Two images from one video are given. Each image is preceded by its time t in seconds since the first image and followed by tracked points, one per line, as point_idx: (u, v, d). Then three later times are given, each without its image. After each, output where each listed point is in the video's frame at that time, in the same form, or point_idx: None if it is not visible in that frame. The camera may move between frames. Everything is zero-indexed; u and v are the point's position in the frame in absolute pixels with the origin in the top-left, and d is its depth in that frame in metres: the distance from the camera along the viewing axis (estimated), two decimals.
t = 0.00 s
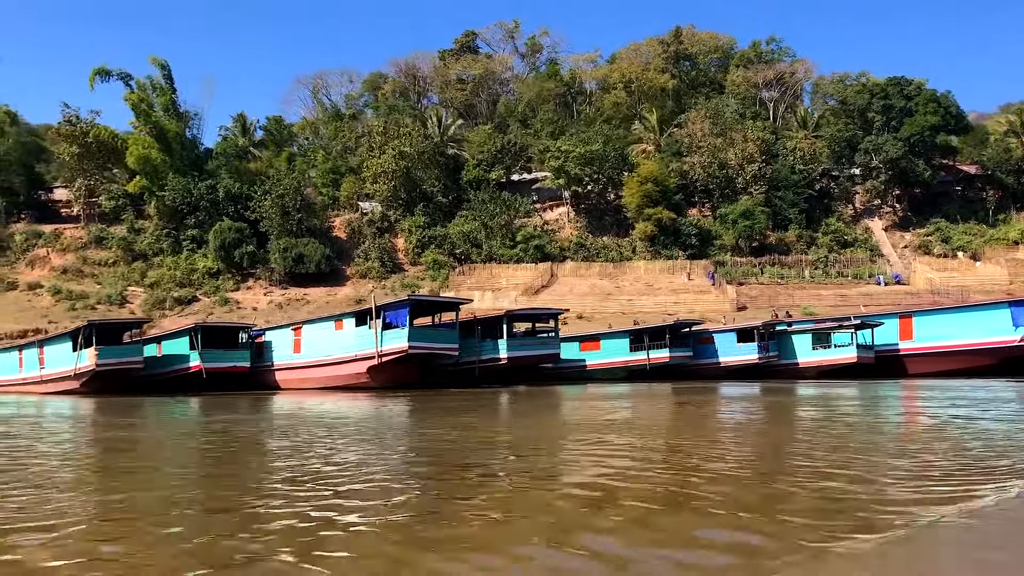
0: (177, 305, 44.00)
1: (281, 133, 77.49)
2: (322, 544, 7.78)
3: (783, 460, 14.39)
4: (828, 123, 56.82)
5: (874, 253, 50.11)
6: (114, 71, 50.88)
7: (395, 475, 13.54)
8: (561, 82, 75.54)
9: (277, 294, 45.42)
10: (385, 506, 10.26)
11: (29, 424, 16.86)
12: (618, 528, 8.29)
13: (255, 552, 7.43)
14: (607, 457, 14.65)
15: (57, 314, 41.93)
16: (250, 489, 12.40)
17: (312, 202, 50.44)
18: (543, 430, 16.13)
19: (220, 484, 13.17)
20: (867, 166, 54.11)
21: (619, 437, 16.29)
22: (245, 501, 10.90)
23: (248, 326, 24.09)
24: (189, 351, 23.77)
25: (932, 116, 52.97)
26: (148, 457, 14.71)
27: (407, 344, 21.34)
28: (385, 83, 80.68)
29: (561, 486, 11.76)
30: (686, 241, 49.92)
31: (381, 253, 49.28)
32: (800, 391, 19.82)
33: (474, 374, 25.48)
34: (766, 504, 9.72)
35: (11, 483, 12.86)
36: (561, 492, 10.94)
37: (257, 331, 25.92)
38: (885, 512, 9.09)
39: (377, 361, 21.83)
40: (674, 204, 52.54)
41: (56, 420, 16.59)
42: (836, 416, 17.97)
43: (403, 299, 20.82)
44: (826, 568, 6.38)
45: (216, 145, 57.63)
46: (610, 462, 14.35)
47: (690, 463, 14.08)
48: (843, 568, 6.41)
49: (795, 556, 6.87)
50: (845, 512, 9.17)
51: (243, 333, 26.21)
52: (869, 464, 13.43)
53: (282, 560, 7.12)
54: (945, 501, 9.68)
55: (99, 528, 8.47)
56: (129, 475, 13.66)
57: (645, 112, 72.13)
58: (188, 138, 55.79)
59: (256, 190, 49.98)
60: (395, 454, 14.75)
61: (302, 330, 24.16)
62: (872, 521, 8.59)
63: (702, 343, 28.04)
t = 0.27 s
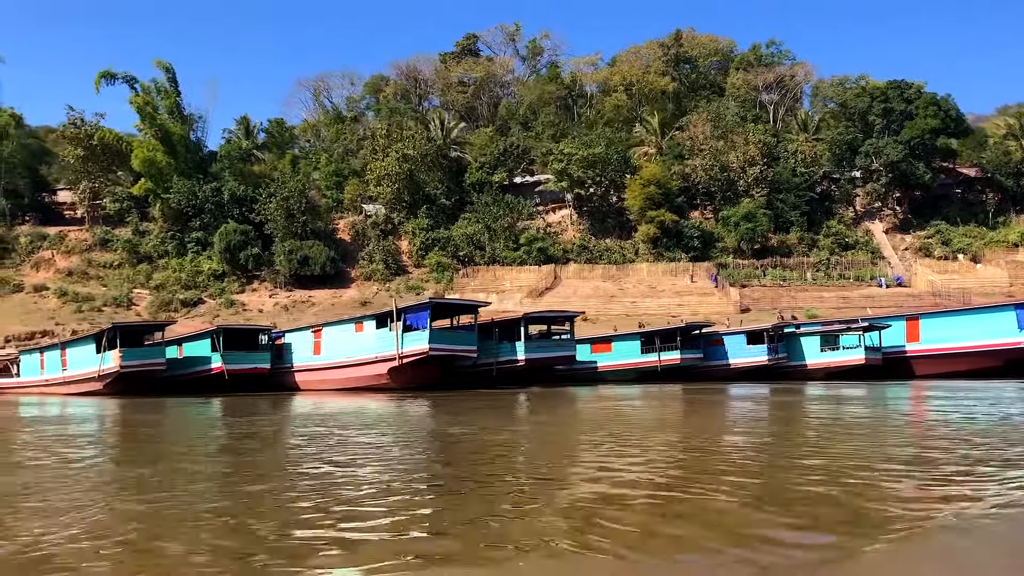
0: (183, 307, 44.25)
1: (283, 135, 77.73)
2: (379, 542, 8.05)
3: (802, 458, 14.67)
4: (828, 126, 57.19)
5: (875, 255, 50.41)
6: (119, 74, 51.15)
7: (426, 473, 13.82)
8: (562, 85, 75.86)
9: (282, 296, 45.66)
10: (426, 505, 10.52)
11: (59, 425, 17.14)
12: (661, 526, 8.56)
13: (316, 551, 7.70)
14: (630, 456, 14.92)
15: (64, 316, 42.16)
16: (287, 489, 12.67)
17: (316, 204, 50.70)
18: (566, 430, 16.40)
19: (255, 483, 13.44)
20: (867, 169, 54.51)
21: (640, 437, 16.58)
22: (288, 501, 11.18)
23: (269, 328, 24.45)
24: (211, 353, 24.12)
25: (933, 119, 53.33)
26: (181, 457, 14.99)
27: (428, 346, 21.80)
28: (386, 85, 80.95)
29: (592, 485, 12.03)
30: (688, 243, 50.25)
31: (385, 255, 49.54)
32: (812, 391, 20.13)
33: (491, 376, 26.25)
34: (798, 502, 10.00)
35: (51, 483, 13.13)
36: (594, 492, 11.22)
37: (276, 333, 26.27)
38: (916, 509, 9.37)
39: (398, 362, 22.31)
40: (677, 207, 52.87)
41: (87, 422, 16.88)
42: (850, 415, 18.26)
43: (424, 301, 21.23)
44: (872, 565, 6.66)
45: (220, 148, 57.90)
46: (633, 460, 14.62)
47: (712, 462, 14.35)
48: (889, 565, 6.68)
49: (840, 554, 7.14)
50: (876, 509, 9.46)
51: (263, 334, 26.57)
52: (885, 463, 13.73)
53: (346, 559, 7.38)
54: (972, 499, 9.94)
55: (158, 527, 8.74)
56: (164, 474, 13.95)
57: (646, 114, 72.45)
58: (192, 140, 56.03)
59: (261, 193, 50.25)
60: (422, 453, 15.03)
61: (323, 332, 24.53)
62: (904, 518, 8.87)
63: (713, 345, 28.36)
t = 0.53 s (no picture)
0: (187, 307, 44.57)
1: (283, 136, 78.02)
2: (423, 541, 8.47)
3: (813, 454, 15.09)
4: (826, 129, 57.70)
5: (873, 257, 50.89)
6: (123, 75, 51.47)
7: (449, 469, 14.23)
8: (561, 87, 76.28)
9: (286, 296, 45.96)
10: (458, 504, 10.95)
11: (86, 425, 17.56)
12: (689, 524, 9.00)
13: (365, 551, 8.11)
14: (646, 454, 15.34)
15: (69, 316, 42.39)
16: (317, 486, 13.08)
17: (319, 205, 51.04)
18: (582, 429, 16.82)
19: (284, 478, 13.84)
20: (865, 172, 55.05)
21: (654, 435, 17.00)
22: (323, 501, 11.59)
23: (288, 329, 24.91)
24: (231, 353, 24.52)
25: (930, 122, 53.83)
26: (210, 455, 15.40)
27: (447, 346, 22.28)
28: (386, 87, 81.33)
29: (613, 484, 12.46)
30: (688, 244, 50.71)
31: (387, 256, 49.89)
32: (819, 391, 20.55)
33: (507, 375, 26.75)
34: (817, 498, 10.44)
35: (87, 481, 13.55)
36: (618, 491, 11.65)
37: (294, 334, 26.69)
38: (929, 506, 9.80)
39: (417, 362, 22.78)
40: (676, 209, 53.30)
41: (114, 422, 17.30)
42: (858, 413, 18.66)
43: (443, 302, 21.73)
44: (895, 562, 7.09)
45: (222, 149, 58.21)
46: (649, 458, 15.04)
47: (725, 459, 14.78)
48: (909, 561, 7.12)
49: (863, 551, 7.57)
50: (890, 506, 9.90)
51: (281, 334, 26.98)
52: (896, 460, 14.11)
53: (395, 559, 7.81)
54: (983, 497, 10.38)
55: (209, 528, 9.16)
56: (194, 471, 14.36)
57: (645, 116, 72.90)
58: (195, 142, 56.36)
59: (264, 195, 50.59)
60: (444, 450, 15.45)
61: (340, 333, 24.95)
62: (919, 515, 9.31)
63: (720, 345, 28.77)
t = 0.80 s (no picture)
0: (188, 305, 44.78)
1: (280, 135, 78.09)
2: (462, 535, 8.79)
3: (823, 450, 15.43)
4: (823, 130, 58.14)
5: (869, 259, 51.29)
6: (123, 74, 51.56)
7: (470, 463, 14.56)
8: (558, 88, 76.60)
9: (286, 295, 46.17)
10: (485, 500, 11.25)
11: (107, 422, 17.83)
12: (716, 520, 9.30)
13: (406, 545, 8.38)
14: (660, 448, 15.68)
15: (71, 314, 42.51)
16: (343, 479, 13.40)
17: (319, 204, 51.24)
18: (595, 427, 17.14)
19: (308, 470, 14.15)
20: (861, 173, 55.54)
21: (665, 431, 17.33)
22: (351, 496, 11.89)
23: (302, 328, 25.28)
24: (246, 350, 24.90)
25: (926, 125, 54.29)
26: (233, 449, 15.69)
27: (461, 345, 22.59)
28: (383, 86, 81.55)
29: (632, 480, 12.76)
30: (686, 245, 51.13)
31: (387, 255, 50.13)
32: (825, 390, 20.91)
33: (518, 374, 27.30)
34: (834, 495, 10.78)
35: (114, 475, 13.81)
36: (639, 487, 11.98)
37: (308, 332, 27.03)
38: (944, 503, 10.14)
39: (431, 361, 23.13)
40: (674, 209, 53.66)
41: (135, 419, 17.59)
42: (865, 411, 19.01)
43: (458, 302, 22.16)
44: (920, 563, 7.43)
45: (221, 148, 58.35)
46: (663, 454, 15.35)
47: (738, 455, 15.12)
48: (934, 562, 7.45)
49: (887, 551, 7.90)
50: (906, 503, 10.24)
51: (295, 333, 27.36)
52: (906, 456, 14.45)
53: (437, 553, 8.09)
54: (995, 495, 10.72)
55: (251, 523, 9.46)
56: (219, 465, 14.66)
57: (642, 117, 73.20)
58: (194, 140, 56.47)
59: (264, 194, 50.77)
60: (462, 446, 15.74)
61: (354, 331, 25.35)
62: (936, 512, 9.65)
63: (724, 345, 29.10)
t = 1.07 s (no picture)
0: (186, 303, 44.96)
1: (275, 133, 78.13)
2: (504, 527, 9.25)
3: (828, 446, 15.82)
4: (816, 132, 58.65)
5: (862, 259, 51.81)
6: (120, 71, 51.60)
7: (484, 458, 14.88)
8: (553, 88, 76.96)
9: (284, 293, 46.36)
10: (514, 493, 11.70)
11: (127, 417, 18.17)
12: (735, 516, 9.64)
13: (439, 540, 8.70)
14: (672, 443, 16.12)
15: (68, 311, 42.57)
16: (370, 472, 13.81)
17: (316, 202, 51.43)
18: (607, 423, 17.57)
19: (335, 463, 14.56)
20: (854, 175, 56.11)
21: (674, 426, 17.72)
22: (382, 489, 12.31)
23: (313, 326, 25.76)
24: (258, 348, 25.50)
25: (919, 127, 54.88)
26: (256, 442, 16.08)
27: (473, 344, 23.06)
28: (379, 85, 81.72)
29: (646, 475, 13.10)
30: (681, 245, 51.62)
31: (384, 253, 50.40)
32: (826, 388, 21.32)
33: (528, 372, 28.01)
34: (848, 491, 11.17)
35: (136, 470, 14.09)
36: (659, 480, 12.43)
37: (319, 330, 27.46)
38: (956, 498, 10.63)
39: (444, 358, 23.63)
40: (669, 209, 54.07)
41: (151, 417, 17.86)
42: (865, 408, 19.43)
43: (469, 302, 22.72)
44: (944, 553, 7.92)
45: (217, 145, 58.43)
46: (671, 449, 15.70)
47: (748, 448, 15.57)
48: (956, 552, 7.94)
49: (910, 543, 8.37)
50: (919, 498, 10.65)
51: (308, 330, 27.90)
52: (909, 452, 14.85)
53: (470, 547, 8.41)
54: (1003, 491, 11.23)
55: (299, 519, 9.92)
56: (241, 459, 14.99)
57: (636, 117, 73.55)
58: (191, 138, 56.53)
59: (261, 192, 50.92)
60: (475, 442, 16.07)
61: (365, 329, 25.86)
62: (949, 507, 10.14)
63: (725, 345, 29.45)
